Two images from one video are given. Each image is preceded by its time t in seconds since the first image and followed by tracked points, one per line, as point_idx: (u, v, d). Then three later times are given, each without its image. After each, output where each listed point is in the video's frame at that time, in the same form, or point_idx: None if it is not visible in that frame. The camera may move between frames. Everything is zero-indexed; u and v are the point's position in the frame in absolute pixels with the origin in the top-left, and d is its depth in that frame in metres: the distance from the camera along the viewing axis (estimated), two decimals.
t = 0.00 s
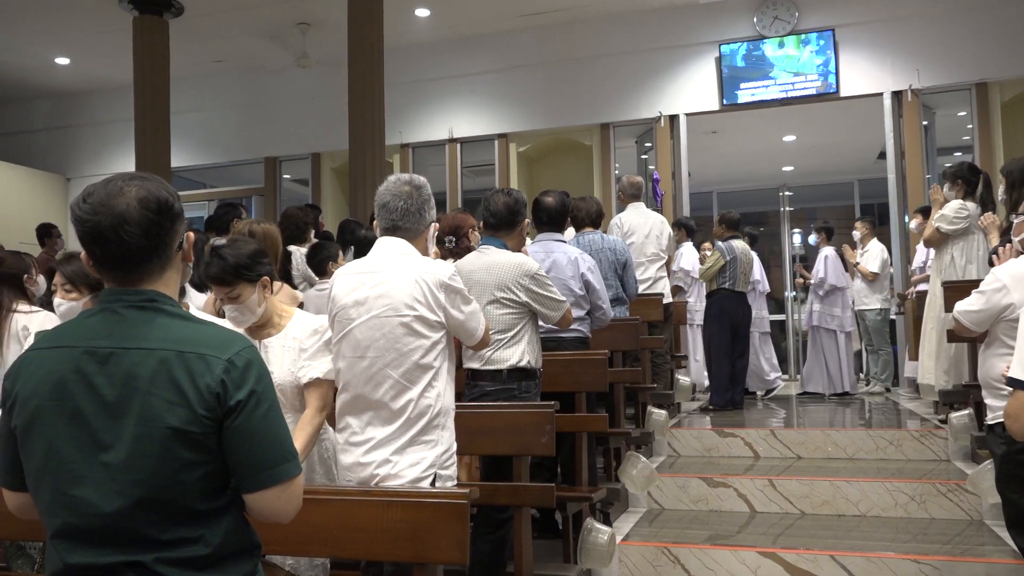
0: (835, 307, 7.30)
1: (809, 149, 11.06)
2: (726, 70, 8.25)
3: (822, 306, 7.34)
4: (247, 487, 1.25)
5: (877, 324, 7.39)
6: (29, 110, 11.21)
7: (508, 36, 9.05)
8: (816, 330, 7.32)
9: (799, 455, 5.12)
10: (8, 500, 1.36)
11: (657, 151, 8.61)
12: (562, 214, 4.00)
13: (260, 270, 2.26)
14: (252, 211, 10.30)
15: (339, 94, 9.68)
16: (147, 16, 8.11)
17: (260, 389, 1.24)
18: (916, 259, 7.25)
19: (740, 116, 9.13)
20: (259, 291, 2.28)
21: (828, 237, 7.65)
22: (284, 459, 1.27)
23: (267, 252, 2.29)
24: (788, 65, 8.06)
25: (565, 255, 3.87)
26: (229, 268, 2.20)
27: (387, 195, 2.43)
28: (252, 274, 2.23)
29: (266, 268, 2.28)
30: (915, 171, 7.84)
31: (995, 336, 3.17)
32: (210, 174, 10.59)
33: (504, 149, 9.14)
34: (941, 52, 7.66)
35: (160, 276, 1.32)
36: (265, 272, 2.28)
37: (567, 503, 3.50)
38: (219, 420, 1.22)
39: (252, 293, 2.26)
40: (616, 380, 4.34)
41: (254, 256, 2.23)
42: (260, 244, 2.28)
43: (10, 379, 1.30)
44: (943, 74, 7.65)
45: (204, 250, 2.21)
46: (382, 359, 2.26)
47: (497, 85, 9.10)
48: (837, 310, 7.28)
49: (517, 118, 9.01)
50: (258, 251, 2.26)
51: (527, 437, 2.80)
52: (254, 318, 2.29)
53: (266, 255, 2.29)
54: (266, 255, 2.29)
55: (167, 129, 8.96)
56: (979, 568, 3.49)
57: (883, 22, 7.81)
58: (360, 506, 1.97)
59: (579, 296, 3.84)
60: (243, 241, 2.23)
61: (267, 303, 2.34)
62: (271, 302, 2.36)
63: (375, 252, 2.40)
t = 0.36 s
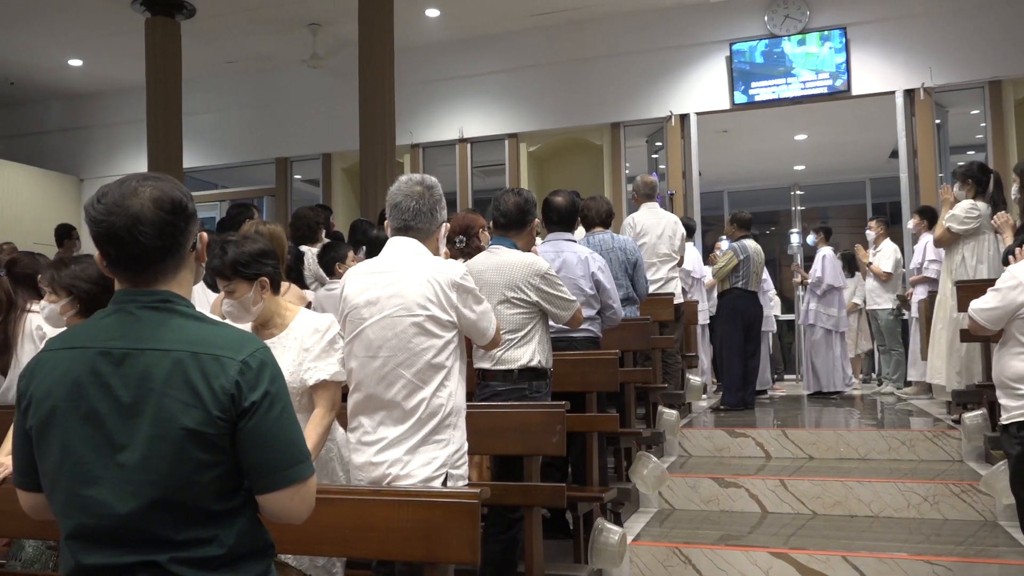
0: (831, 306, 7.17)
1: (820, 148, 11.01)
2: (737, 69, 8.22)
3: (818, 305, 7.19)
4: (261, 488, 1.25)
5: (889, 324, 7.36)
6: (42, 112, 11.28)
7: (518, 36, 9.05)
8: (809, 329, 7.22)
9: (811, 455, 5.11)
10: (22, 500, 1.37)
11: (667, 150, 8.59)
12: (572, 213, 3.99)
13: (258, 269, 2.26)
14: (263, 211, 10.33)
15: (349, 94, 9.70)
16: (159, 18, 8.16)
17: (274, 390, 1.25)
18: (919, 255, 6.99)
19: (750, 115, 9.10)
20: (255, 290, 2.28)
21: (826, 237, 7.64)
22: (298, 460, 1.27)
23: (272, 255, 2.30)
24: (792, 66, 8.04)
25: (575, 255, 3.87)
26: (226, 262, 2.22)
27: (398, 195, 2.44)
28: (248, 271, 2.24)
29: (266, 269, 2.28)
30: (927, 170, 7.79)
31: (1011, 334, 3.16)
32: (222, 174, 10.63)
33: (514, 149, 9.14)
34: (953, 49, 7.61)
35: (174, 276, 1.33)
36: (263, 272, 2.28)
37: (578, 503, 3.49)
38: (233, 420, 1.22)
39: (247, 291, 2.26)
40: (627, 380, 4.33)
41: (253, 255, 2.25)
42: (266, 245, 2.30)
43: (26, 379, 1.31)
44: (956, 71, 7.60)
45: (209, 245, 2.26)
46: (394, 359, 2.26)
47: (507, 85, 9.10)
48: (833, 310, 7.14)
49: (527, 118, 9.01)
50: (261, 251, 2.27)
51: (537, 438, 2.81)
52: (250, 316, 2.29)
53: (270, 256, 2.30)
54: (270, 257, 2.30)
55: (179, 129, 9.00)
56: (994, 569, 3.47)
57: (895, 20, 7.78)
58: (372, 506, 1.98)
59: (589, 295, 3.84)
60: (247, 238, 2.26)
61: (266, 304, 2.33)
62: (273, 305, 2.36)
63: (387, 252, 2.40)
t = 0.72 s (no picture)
0: (832, 308, 7.12)
1: (831, 147, 10.97)
2: (748, 68, 8.19)
3: (818, 306, 7.16)
4: (274, 489, 1.25)
5: (901, 323, 7.33)
6: (55, 113, 11.35)
7: (528, 36, 9.05)
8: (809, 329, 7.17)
9: (822, 455, 5.09)
10: (39, 499, 1.37)
11: (677, 150, 8.57)
12: (583, 213, 3.97)
13: (283, 266, 2.34)
14: (273, 211, 10.36)
15: (359, 95, 9.72)
16: (170, 19, 8.20)
17: (289, 390, 1.25)
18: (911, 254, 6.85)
19: (761, 114, 9.07)
20: (280, 286, 2.36)
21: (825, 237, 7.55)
22: (311, 461, 1.27)
23: (305, 255, 2.36)
24: (810, 63, 7.98)
25: (585, 255, 3.87)
26: (260, 256, 2.36)
27: (409, 195, 2.44)
28: (274, 266, 2.34)
29: (292, 266, 2.34)
30: (940, 169, 7.74)
31: None
32: (233, 175, 10.67)
33: (524, 149, 9.14)
34: (966, 47, 7.56)
35: (190, 276, 1.33)
36: (289, 269, 2.35)
37: (588, 503, 3.49)
38: (248, 421, 1.23)
39: (273, 286, 2.36)
40: (637, 380, 4.33)
41: (281, 251, 2.34)
42: (302, 246, 2.38)
43: (43, 378, 1.31)
44: (969, 69, 7.55)
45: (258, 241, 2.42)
46: (406, 359, 2.26)
47: (517, 85, 9.10)
48: (832, 310, 7.08)
49: (537, 118, 9.01)
50: (292, 249, 2.36)
51: (547, 438, 2.80)
52: (278, 310, 2.39)
53: (302, 256, 2.36)
54: (304, 256, 2.37)
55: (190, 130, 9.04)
56: (1008, 570, 3.45)
57: (907, 18, 7.74)
58: (384, 505, 1.98)
59: (599, 295, 3.83)
60: (282, 237, 2.37)
61: (296, 303, 2.39)
62: (303, 305, 2.40)
63: (398, 252, 2.41)
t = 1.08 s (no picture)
0: (827, 308, 7.09)
1: (843, 146, 10.91)
2: (759, 66, 8.16)
3: (815, 306, 7.13)
4: (288, 489, 1.25)
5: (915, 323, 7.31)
6: (67, 114, 11.42)
7: (538, 36, 9.05)
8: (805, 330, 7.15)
9: (833, 456, 5.07)
10: (55, 497, 1.38)
11: (687, 149, 8.56)
12: (593, 213, 3.97)
13: (303, 266, 2.40)
14: (284, 211, 10.39)
15: (369, 95, 9.73)
16: (181, 20, 8.24)
17: (304, 390, 1.25)
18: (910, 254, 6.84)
19: (771, 113, 9.03)
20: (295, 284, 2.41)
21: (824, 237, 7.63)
22: (326, 461, 1.27)
23: (328, 260, 2.41)
24: (824, 60, 7.93)
25: (595, 255, 3.86)
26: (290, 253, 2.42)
27: (419, 195, 2.44)
28: (297, 263, 2.40)
29: (313, 268, 2.40)
30: (952, 168, 7.69)
31: None
32: (243, 175, 10.71)
33: (534, 149, 9.14)
34: (978, 45, 7.52)
35: (208, 276, 1.34)
36: (310, 270, 2.40)
37: (598, 503, 3.49)
38: (263, 421, 1.23)
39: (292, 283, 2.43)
40: (647, 380, 4.32)
41: (306, 252, 2.41)
42: (330, 251, 2.43)
43: (60, 377, 1.32)
44: (981, 68, 7.51)
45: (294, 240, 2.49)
46: (417, 359, 2.27)
47: (526, 85, 9.10)
48: (829, 312, 7.06)
49: (546, 118, 9.01)
50: (307, 250, 2.42)
51: (558, 438, 2.80)
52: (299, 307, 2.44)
53: (325, 261, 2.41)
54: (327, 261, 2.42)
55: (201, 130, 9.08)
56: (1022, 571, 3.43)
57: (918, 16, 7.70)
58: (395, 505, 1.98)
59: (609, 295, 3.83)
60: (313, 239, 2.43)
61: (309, 305, 2.42)
62: (313, 307, 2.41)
63: (408, 252, 2.41)
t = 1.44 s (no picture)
0: (827, 308, 7.12)
1: (853, 145, 10.86)
2: (769, 65, 8.13)
3: (815, 307, 7.13)
4: (300, 489, 1.26)
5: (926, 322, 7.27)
6: (78, 115, 11.48)
7: (547, 36, 9.04)
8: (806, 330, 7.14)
9: (844, 456, 5.04)
10: (69, 494, 1.39)
11: (697, 148, 8.54)
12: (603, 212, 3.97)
13: (307, 267, 2.42)
14: (293, 211, 10.41)
15: (379, 95, 9.75)
16: (191, 21, 8.27)
17: (315, 390, 1.26)
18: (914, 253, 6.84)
19: (781, 111, 9.00)
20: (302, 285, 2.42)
21: (819, 237, 7.57)
22: (337, 461, 1.27)
23: (335, 262, 2.43)
24: (836, 59, 7.90)
25: (604, 255, 3.85)
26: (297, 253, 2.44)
27: (429, 195, 2.44)
28: (303, 265, 2.42)
29: (317, 269, 2.41)
30: (963, 167, 7.64)
31: None
32: (253, 175, 10.74)
33: (543, 149, 9.14)
34: (989, 43, 7.48)
35: (220, 276, 1.34)
36: (314, 272, 2.41)
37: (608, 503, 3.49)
38: (275, 421, 1.24)
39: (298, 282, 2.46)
40: (657, 380, 4.32)
41: (312, 253, 2.43)
42: (338, 253, 2.45)
43: (75, 376, 1.33)
44: (993, 66, 7.47)
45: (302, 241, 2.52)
46: (427, 359, 2.28)
47: (535, 85, 9.10)
48: (830, 312, 7.07)
49: (555, 118, 9.01)
50: (315, 252, 2.43)
51: (566, 437, 2.80)
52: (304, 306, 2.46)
53: (332, 263, 2.43)
54: (333, 263, 2.43)
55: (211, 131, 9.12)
56: None
57: (929, 14, 7.66)
58: (405, 504, 1.98)
59: (618, 294, 3.82)
60: (322, 241, 2.45)
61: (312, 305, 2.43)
62: (313, 306, 2.43)
63: (418, 252, 2.41)
